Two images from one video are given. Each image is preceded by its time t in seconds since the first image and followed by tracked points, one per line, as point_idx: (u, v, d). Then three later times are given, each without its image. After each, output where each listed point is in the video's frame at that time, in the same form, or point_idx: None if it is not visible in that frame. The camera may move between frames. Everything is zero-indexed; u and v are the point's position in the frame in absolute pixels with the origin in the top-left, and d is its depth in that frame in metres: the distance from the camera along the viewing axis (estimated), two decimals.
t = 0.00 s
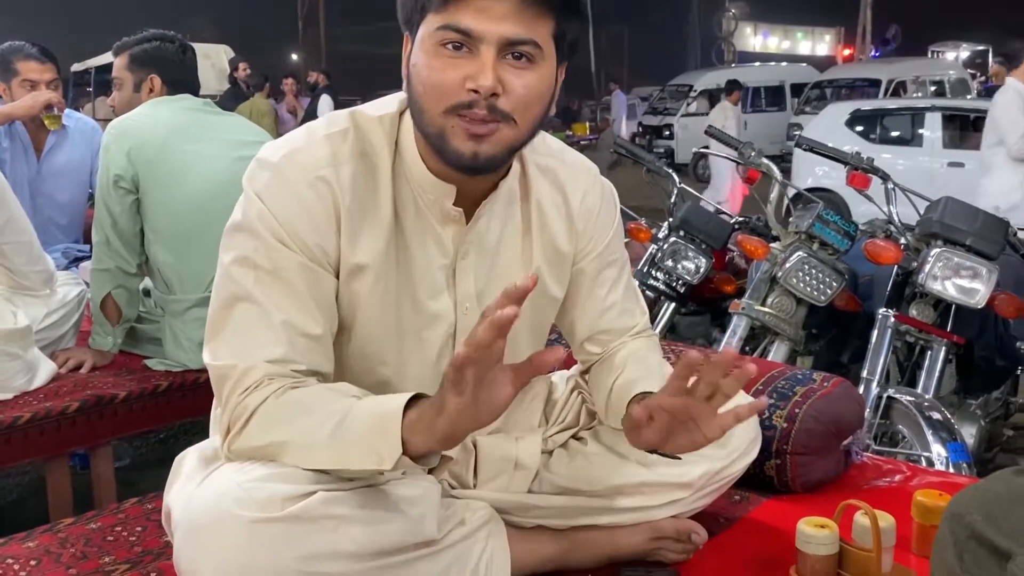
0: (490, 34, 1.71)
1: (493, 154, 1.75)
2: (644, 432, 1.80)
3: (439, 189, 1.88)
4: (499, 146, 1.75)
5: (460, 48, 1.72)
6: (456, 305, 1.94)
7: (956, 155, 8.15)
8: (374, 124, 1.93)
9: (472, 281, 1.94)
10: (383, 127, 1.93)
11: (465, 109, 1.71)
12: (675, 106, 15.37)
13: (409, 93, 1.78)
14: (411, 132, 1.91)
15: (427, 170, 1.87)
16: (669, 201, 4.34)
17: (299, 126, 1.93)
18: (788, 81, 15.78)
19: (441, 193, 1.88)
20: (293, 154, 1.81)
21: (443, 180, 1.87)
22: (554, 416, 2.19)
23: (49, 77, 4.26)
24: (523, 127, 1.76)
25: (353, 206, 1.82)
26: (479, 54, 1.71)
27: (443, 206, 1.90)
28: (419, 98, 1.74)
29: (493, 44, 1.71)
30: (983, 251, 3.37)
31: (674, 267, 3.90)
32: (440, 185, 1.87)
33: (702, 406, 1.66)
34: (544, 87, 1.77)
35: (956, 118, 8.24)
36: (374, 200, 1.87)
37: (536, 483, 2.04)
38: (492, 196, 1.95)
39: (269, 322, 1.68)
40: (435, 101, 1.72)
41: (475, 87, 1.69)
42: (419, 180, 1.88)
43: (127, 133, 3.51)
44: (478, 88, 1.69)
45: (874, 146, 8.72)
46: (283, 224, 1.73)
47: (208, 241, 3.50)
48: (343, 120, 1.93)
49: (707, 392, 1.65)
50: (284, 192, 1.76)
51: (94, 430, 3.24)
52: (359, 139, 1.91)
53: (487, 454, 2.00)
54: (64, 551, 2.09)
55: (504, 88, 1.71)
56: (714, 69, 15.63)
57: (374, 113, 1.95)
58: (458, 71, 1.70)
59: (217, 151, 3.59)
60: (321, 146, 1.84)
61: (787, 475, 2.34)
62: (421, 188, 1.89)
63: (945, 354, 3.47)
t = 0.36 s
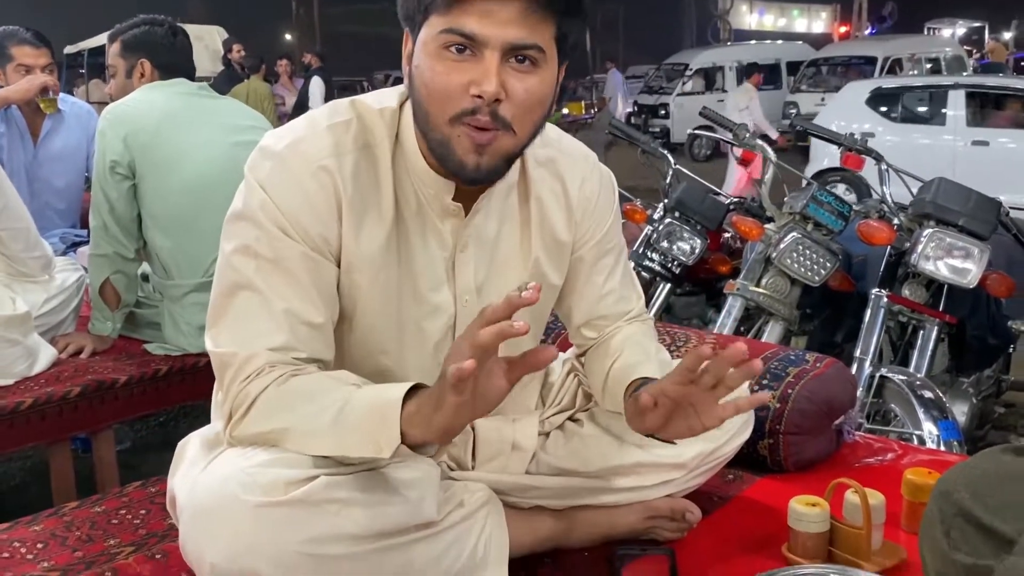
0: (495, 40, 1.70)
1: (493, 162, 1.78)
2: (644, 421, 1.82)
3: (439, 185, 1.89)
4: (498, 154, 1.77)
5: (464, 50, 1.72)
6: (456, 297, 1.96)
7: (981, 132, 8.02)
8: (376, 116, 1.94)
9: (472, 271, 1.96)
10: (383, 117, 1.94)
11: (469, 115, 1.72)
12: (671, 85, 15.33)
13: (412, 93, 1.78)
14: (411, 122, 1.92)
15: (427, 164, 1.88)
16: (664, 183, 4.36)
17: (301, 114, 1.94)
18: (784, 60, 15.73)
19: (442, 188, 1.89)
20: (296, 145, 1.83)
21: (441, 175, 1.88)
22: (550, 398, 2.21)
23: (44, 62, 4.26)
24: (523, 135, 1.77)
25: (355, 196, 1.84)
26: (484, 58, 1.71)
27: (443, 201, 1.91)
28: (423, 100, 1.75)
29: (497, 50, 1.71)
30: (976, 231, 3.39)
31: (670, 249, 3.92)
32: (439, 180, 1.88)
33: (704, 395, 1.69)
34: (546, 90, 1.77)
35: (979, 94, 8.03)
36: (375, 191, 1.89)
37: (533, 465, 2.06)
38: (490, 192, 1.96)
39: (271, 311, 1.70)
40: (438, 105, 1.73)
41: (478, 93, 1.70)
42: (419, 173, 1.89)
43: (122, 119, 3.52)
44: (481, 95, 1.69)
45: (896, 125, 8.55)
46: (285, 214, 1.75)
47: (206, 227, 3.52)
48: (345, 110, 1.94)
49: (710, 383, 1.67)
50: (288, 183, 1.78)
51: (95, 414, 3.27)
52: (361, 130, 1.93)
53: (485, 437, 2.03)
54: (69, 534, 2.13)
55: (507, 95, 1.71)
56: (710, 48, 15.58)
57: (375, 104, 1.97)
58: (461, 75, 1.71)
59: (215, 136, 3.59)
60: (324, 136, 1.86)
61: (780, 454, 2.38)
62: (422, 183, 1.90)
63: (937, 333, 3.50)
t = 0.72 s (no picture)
0: (494, 7, 1.71)
1: (493, 124, 1.80)
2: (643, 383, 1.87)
3: (438, 151, 1.91)
4: (499, 117, 1.79)
5: (464, 18, 1.73)
6: (455, 262, 2.01)
7: (998, 103, 7.82)
8: (374, 82, 1.96)
9: (470, 236, 2.01)
10: (381, 83, 1.96)
11: (469, 79, 1.75)
12: (666, 56, 15.27)
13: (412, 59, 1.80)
14: (408, 87, 1.94)
15: (426, 130, 1.90)
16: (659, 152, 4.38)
17: (298, 81, 1.96)
18: (779, 30, 15.66)
19: (440, 153, 1.92)
20: (295, 111, 1.85)
21: (437, 138, 1.90)
22: (547, 360, 2.24)
23: (38, 34, 4.24)
24: (523, 100, 1.79)
25: (355, 160, 1.87)
26: (484, 25, 1.72)
27: (442, 166, 1.93)
28: (423, 66, 1.77)
29: (497, 17, 1.72)
30: (968, 197, 3.42)
31: (665, 218, 3.96)
32: (439, 145, 1.91)
33: (703, 362, 1.70)
34: (545, 58, 1.79)
35: (997, 64, 7.89)
36: (374, 156, 1.92)
37: (531, 425, 2.11)
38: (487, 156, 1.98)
39: (274, 274, 1.73)
40: (438, 71, 1.75)
41: (478, 60, 1.72)
42: (418, 139, 1.92)
43: (117, 89, 3.52)
44: (482, 62, 1.72)
45: (912, 95, 8.37)
46: (286, 180, 1.78)
47: (204, 198, 3.54)
48: (343, 76, 1.97)
49: (708, 353, 1.67)
50: (290, 149, 1.80)
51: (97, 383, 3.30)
52: (359, 96, 1.94)
53: (484, 399, 2.07)
54: (77, 496, 2.18)
55: (507, 61, 1.73)
56: (705, 19, 15.51)
57: (371, 69, 1.99)
58: (462, 42, 1.72)
59: (210, 106, 3.59)
60: (322, 102, 1.88)
61: (772, 414, 2.43)
62: (421, 147, 1.92)
63: (928, 299, 3.54)
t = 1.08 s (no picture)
0: None
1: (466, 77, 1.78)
2: (617, 339, 1.89)
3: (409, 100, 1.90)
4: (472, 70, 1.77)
5: None
6: (433, 212, 2.03)
7: (1009, 66, 7.68)
8: (340, 36, 1.92)
9: (447, 184, 2.02)
10: (347, 35, 1.93)
11: (441, 34, 1.72)
12: (657, 20, 15.16)
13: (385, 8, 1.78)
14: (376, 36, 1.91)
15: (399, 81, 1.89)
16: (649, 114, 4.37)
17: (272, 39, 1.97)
18: None
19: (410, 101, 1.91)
20: (263, 69, 1.86)
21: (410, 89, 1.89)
22: (536, 317, 2.26)
23: None
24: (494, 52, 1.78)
25: (326, 110, 1.88)
26: None
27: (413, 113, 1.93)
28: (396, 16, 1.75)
29: None
30: (954, 156, 3.44)
31: (655, 180, 3.97)
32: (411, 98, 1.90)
33: (675, 312, 1.78)
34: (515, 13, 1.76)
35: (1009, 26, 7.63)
36: (341, 109, 1.90)
37: (520, 379, 2.14)
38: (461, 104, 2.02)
39: (263, 223, 1.76)
40: (410, 22, 1.73)
41: (450, 14, 1.69)
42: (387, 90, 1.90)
43: (109, 50, 3.50)
44: (454, 16, 1.69)
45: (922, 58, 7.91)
46: (262, 133, 1.81)
47: (194, 159, 3.55)
48: (309, 34, 1.93)
49: (679, 302, 1.75)
50: (260, 106, 1.83)
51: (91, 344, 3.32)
52: (325, 52, 1.92)
53: (473, 351, 2.10)
54: (74, 452, 2.22)
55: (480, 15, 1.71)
56: None
57: (337, 25, 1.95)
58: None
59: (199, 67, 3.58)
60: (289, 57, 1.88)
61: (758, 368, 2.47)
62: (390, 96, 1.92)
63: (914, 258, 3.58)
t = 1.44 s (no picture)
0: None
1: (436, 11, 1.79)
2: (617, 317, 1.94)
3: (386, 52, 1.91)
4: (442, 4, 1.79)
5: None
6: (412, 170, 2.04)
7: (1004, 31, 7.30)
8: None
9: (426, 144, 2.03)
10: None
11: None
12: None
13: None
14: None
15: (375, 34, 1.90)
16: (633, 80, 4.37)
17: None
18: None
19: (389, 56, 1.92)
20: (241, 30, 1.85)
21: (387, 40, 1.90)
22: (520, 283, 2.28)
23: None
24: None
25: (305, 68, 1.88)
26: None
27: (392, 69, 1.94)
28: None
29: None
30: (934, 122, 3.46)
31: (639, 146, 3.97)
32: (387, 49, 1.91)
33: (674, 291, 1.80)
34: None
35: None
36: (321, 67, 1.91)
37: (504, 341, 2.17)
38: (435, 56, 2.02)
39: (246, 186, 1.77)
40: None
41: None
42: (363, 43, 1.91)
43: (88, 14, 3.47)
44: None
45: (917, 25, 7.41)
46: (243, 97, 1.81)
47: (174, 124, 3.54)
48: None
49: (681, 281, 1.78)
50: (239, 68, 1.83)
51: (75, 310, 3.32)
52: (302, 8, 1.90)
53: (457, 314, 2.13)
54: (61, 416, 2.23)
55: None
56: None
57: None
58: None
59: (177, 30, 3.51)
60: (267, 16, 1.87)
61: (738, 331, 2.51)
62: (369, 54, 1.92)
63: (894, 224, 3.62)
